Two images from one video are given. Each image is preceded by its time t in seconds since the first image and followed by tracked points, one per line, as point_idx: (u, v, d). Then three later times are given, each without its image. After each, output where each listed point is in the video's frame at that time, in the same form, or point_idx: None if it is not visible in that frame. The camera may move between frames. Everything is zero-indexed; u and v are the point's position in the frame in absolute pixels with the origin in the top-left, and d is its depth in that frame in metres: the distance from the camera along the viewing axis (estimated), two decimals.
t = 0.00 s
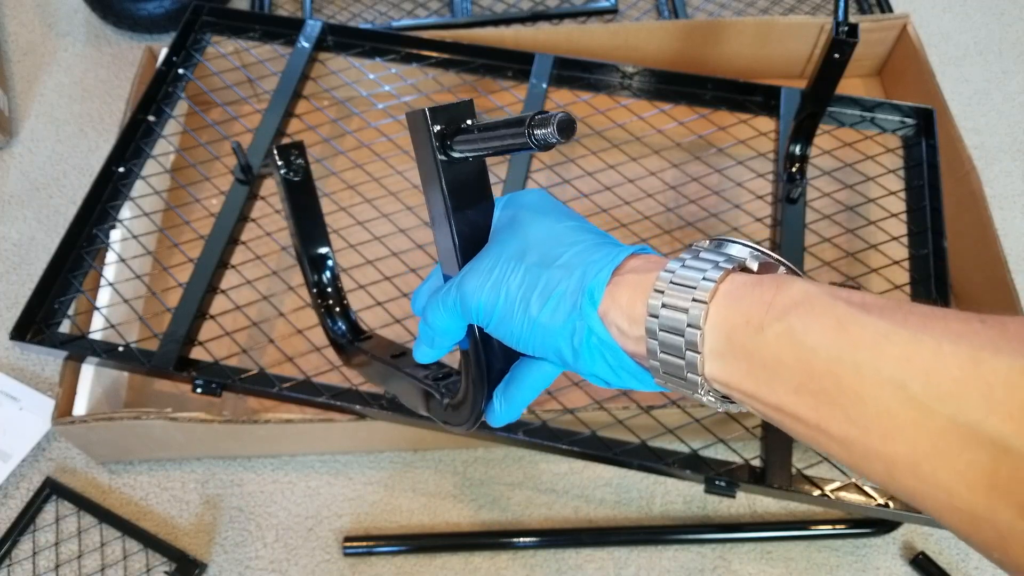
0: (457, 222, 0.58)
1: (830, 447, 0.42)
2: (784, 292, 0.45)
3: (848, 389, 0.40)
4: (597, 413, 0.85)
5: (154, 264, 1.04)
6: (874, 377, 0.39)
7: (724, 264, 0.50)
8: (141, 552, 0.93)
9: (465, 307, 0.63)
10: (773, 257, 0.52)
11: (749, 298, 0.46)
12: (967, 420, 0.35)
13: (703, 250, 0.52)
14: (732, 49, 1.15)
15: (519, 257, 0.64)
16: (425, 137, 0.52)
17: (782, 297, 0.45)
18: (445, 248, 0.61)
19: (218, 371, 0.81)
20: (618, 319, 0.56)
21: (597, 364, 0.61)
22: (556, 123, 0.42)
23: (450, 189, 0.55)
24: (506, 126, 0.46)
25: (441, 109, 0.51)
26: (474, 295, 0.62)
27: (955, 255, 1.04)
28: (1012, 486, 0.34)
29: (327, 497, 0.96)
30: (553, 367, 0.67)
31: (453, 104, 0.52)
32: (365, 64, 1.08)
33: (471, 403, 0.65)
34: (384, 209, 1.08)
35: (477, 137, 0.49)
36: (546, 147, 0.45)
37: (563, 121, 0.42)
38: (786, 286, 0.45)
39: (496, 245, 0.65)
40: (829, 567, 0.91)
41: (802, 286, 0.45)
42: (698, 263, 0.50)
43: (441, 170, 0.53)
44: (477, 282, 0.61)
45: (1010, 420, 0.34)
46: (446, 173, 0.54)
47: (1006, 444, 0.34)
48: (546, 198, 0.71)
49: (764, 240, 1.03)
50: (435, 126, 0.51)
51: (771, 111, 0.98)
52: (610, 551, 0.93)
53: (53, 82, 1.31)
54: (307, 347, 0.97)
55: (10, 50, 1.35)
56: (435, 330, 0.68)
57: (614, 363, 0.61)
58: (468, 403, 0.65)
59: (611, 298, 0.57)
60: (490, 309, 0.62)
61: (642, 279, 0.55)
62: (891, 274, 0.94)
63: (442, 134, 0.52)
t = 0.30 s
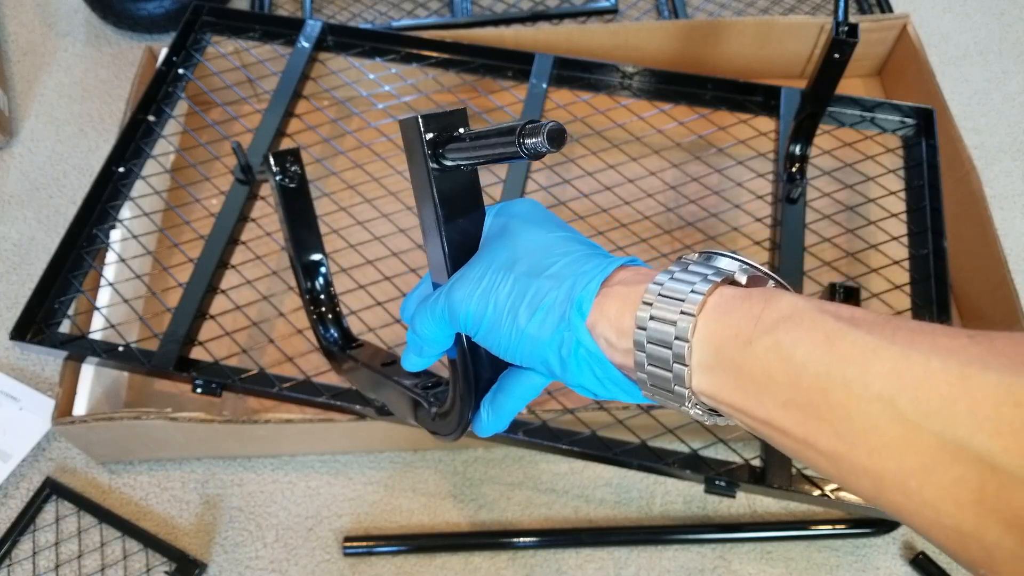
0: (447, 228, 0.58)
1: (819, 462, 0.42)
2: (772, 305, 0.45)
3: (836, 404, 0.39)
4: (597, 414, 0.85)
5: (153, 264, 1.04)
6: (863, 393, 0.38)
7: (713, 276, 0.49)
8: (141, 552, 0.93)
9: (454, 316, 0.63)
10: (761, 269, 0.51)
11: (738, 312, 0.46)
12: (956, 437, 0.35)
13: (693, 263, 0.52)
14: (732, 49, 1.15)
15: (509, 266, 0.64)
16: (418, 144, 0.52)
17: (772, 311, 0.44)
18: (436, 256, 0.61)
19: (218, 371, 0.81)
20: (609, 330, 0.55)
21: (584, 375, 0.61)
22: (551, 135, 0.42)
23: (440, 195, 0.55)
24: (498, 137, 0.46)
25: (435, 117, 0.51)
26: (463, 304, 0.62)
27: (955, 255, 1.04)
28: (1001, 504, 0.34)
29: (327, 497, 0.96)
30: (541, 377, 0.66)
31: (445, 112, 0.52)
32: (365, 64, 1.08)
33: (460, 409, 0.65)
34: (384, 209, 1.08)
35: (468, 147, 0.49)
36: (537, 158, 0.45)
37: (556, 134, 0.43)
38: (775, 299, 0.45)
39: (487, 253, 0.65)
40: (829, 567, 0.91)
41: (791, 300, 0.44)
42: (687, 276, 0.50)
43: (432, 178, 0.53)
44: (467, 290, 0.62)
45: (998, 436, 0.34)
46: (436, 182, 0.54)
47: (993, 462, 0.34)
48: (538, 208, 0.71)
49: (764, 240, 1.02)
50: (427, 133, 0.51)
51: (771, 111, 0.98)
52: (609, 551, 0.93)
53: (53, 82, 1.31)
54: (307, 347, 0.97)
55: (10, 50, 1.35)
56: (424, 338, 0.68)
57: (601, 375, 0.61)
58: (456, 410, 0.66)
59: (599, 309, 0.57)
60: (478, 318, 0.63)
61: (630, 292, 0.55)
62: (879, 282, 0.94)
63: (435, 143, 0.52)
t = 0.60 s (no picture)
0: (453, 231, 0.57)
1: (822, 474, 0.41)
2: (778, 317, 0.44)
3: (841, 416, 0.39)
4: (597, 414, 0.85)
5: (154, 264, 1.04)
6: (870, 406, 0.38)
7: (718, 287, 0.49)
8: (142, 552, 0.93)
9: (458, 318, 0.63)
10: (768, 282, 0.52)
11: (744, 322, 0.46)
12: (965, 452, 0.35)
13: (698, 273, 0.51)
14: (733, 49, 1.15)
15: (514, 271, 0.64)
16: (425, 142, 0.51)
17: (776, 323, 0.44)
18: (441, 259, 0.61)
19: (218, 371, 0.81)
20: (614, 340, 0.55)
21: (588, 383, 0.60)
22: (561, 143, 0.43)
23: (448, 197, 0.54)
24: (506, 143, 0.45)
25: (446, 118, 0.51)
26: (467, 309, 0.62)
27: (955, 256, 1.04)
28: (1010, 521, 0.34)
29: (327, 497, 0.96)
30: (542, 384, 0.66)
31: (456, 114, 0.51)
32: (365, 65, 1.09)
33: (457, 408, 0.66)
34: (384, 209, 1.08)
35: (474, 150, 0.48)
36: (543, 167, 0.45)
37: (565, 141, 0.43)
38: (781, 311, 0.45)
39: (492, 259, 0.65)
40: (829, 567, 0.91)
41: (797, 312, 0.44)
42: (693, 286, 0.49)
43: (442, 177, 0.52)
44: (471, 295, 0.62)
45: (1005, 452, 0.34)
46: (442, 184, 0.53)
47: (1002, 477, 0.34)
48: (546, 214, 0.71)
49: (764, 239, 1.02)
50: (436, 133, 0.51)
51: (771, 111, 0.98)
52: (610, 551, 0.93)
53: (53, 82, 1.31)
54: (307, 347, 0.97)
55: (10, 50, 1.35)
56: (425, 339, 0.67)
57: (606, 384, 0.60)
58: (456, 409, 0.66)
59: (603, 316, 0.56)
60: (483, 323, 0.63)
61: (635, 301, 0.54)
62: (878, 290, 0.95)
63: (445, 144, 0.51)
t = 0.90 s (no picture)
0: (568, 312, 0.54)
1: None
2: (976, 444, 0.33)
3: None
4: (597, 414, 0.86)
5: (156, 264, 1.05)
6: None
7: (892, 404, 0.38)
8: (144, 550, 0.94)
9: (589, 427, 0.53)
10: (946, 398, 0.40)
11: (931, 446, 0.34)
12: None
13: (862, 388, 0.40)
14: (731, 50, 1.16)
15: (649, 374, 0.52)
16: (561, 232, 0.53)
17: (967, 453, 0.32)
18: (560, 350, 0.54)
19: (221, 370, 0.82)
20: (772, 454, 0.42)
21: (746, 504, 0.48)
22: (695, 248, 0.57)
23: (573, 285, 0.53)
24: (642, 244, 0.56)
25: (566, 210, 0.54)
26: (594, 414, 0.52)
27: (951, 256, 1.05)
28: None
29: (328, 495, 0.97)
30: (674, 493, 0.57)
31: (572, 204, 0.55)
32: (365, 66, 1.09)
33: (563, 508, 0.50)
34: (385, 210, 1.09)
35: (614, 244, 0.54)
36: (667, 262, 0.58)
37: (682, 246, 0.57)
38: (973, 438, 0.33)
39: (613, 356, 0.55)
40: (827, 565, 0.92)
41: (992, 440, 0.33)
42: (863, 402, 0.39)
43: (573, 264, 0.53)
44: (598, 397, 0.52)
45: None
46: (574, 276, 0.53)
47: None
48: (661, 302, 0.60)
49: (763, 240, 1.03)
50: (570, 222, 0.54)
51: (769, 113, 0.98)
52: (609, 549, 0.94)
53: (55, 83, 1.32)
54: (309, 346, 0.98)
55: (13, 51, 1.36)
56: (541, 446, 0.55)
57: (767, 504, 0.48)
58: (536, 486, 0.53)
59: (764, 428, 0.43)
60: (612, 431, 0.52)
61: (798, 414, 0.41)
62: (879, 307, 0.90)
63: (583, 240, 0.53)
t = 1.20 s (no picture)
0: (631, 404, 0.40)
1: None
2: None
3: None
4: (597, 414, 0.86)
5: (157, 265, 1.05)
6: None
7: (1002, 561, 0.32)
8: (144, 550, 0.94)
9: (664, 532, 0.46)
10: None
11: None
12: None
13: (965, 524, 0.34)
14: (731, 50, 1.16)
15: (737, 487, 0.46)
16: (652, 336, 0.34)
17: None
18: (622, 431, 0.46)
19: (221, 370, 0.82)
20: None
21: None
22: (851, 418, 0.36)
23: (664, 390, 0.37)
24: (756, 386, 0.36)
25: (663, 292, 0.34)
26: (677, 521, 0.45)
27: (950, 257, 1.05)
28: None
29: (329, 494, 0.97)
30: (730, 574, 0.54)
31: (684, 288, 0.34)
32: (366, 67, 1.10)
33: (618, 555, 0.50)
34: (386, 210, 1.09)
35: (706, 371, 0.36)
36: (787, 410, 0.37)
37: (814, 408, 0.36)
38: None
39: (706, 456, 0.47)
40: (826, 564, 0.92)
41: None
42: (969, 552, 0.32)
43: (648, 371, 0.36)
44: (685, 504, 0.45)
45: None
46: (662, 379, 0.36)
47: None
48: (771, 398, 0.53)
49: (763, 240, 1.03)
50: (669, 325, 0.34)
51: (769, 113, 0.99)
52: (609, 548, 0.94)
53: (56, 84, 1.32)
54: (309, 346, 0.98)
55: (14, 52, 1.36)
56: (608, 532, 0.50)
57: None
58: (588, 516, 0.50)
59: None
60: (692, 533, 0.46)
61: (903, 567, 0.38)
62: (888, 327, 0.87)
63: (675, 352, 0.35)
